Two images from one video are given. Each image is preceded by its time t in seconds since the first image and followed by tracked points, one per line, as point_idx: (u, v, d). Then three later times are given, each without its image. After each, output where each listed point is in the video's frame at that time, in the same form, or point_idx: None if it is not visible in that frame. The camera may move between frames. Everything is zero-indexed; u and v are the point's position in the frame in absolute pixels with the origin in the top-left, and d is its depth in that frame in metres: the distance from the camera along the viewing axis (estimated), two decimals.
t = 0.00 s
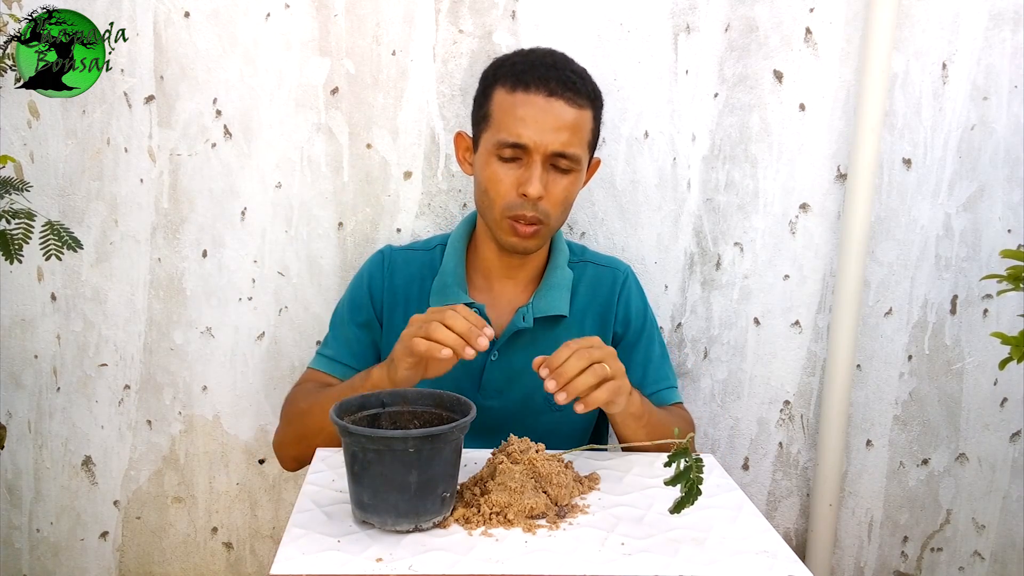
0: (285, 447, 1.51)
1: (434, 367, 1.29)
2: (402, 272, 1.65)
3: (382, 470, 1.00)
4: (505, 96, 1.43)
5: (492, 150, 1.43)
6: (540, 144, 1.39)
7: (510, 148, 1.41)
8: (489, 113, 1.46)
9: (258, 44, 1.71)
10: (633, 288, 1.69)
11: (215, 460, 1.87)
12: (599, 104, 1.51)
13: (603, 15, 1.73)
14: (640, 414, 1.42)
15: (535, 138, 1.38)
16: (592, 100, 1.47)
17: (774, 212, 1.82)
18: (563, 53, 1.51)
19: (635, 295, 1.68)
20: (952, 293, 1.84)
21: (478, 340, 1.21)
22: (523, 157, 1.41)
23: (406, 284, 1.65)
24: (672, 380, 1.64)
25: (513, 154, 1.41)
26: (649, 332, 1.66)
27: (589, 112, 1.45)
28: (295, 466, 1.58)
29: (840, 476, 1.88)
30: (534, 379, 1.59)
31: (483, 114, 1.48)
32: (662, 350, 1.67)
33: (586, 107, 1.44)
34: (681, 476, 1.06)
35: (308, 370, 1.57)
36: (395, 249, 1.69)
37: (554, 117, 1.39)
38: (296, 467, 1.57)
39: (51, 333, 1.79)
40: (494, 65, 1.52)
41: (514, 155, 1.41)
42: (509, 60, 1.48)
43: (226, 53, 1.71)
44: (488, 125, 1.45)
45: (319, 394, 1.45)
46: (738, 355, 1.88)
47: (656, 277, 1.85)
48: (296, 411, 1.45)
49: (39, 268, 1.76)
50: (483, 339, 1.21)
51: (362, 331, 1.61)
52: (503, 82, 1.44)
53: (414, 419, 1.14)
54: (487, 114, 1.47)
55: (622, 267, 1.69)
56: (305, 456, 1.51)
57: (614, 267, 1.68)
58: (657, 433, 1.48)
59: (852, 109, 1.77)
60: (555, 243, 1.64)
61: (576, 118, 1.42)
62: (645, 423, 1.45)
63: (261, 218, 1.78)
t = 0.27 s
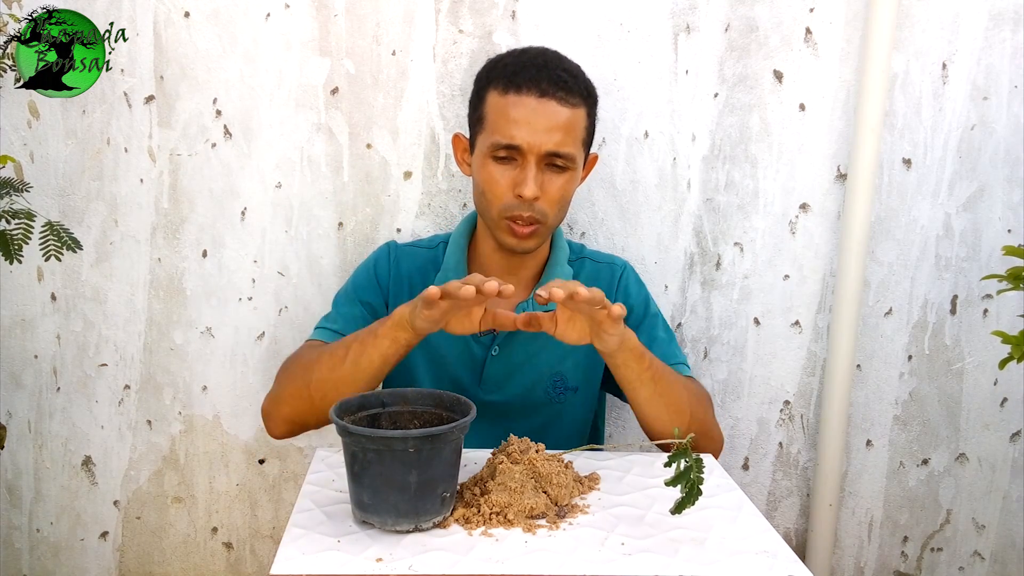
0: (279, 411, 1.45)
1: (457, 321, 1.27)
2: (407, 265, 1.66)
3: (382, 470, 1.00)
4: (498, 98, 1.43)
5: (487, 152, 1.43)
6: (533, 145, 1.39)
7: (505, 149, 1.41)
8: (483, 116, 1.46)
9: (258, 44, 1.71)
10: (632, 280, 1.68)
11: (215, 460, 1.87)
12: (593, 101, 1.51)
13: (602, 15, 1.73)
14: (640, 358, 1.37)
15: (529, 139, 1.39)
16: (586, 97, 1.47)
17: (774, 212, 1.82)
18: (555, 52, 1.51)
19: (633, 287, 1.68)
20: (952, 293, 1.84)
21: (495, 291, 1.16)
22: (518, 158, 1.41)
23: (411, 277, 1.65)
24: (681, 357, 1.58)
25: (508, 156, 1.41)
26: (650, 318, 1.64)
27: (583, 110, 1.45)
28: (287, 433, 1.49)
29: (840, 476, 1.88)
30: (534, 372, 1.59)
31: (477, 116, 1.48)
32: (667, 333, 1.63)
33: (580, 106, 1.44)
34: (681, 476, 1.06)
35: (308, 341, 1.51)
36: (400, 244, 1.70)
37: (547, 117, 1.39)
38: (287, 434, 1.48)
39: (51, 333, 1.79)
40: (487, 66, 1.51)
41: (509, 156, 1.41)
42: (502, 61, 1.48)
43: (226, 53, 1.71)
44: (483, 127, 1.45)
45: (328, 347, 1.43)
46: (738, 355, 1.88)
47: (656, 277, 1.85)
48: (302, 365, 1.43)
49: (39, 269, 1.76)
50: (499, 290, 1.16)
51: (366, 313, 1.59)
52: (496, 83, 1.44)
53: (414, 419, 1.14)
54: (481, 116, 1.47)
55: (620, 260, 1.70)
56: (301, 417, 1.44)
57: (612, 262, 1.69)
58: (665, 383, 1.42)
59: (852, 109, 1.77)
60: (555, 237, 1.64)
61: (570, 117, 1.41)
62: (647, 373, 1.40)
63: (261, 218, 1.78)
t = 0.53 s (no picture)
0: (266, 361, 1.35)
1: (449, 241, 1.27)
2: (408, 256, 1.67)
3: (382, 470, 1.00)
4: (497, 102, 1.42)
5: (486, 155, 1.43)
6: (532, 150, 1.38)
7: (504, 154, 1.40)
8: (482, 118, 1.45)
9: (258, 44, 1.71)
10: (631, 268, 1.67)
11: (215, 460, 1.87)
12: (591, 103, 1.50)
13: (602, 14, 1.73)
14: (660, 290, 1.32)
15: (527, 144, 1.38)
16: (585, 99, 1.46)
17: (774, 212, 1.82)
18: (555, 54, 1.49)
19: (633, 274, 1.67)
20: (952, 293, 1.84)
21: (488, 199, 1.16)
22: (516, 162, 1.40)
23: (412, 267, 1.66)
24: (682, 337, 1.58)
25: (506, 160, 1.41)
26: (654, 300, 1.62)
27: (581, 114, 1.44)
28: (272, 386, 1.37)
29: (840, 476, 1.88)
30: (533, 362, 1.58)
31: (476, 118, 1.48)
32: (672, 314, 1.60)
33: (579, 110, 1.43)
34: (680, 476, 1.06)
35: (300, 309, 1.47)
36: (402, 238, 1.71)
37: (545, 122, 1.38)
38: (272, 385, 1.36)
39: (51, 333, 1.79)
40: (487, 67, 1.50)
41: (508, 160, 1.41)
42: (501, 63, 1.47)
43: (226, 53, 1.71)
44: (482, 129, 1.45)
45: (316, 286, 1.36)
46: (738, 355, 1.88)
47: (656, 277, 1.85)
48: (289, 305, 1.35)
49: (39, 269, 1.76)
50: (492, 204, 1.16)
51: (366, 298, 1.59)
52: (495, 85, 1.43)
53: (414, 419, 1.14)
54: (480, 119, 1.46)
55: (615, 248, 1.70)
56: (286, 359, 1.33)
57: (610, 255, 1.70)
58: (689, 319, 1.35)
59: (852, 109, 1.77)
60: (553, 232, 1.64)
61: (568, 122, 1.41)
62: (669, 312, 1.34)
63: (261, 218, 1.78)
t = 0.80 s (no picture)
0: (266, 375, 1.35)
1: (456, 279, 1.21)
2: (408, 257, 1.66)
3: (382, 470, 1.00)
4: (500, 101, 1.42)
5: (488, 155, 1.43)
6: (534, 150, 1.38)
7: (506, 153, 1.40)
8: (485, 118, 1.45)
9: (258, 44, 1.71)
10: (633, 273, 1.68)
11: (215, 460, 1.87)
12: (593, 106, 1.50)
13: (602, 14, 1.73)
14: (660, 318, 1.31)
15: (530, 145, 1.38)
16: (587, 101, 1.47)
17: (774, 212, 1.82)
18: (558, 55, 1.50)
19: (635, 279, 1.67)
20: (952, 293, 1.84)
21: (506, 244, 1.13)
22: (518, 162, 1.40)
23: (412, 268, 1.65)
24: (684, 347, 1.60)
25: (508, 160, 1.41)
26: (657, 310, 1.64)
27: (584, 116, 1.44)
28: (270, 401, 1.39)
29: (840, 476, 1.88)
30: (533, 366, 1.59)
31: (479, 117, 1.48)
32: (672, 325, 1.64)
33: (582, 112, 1.44)
34: (680, 476, 1.06)
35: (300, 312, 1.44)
36: (401, 239, 1.70)
37: (548, 123, 1.38)
38: (270, 400, 1.38)
39: (51, 333, 1.79)
40: (490, 67, 1.51)
41: (510, 160, 1.41)
42: (505, 63, 1.47)
43: (226, 53, 1.71)
44: (484, 129, 1.45)
45: (320, 307, 1.35)
46: (738, 355, 1.88)
47: (656, 277, 1.85)
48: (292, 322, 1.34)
49: (39, 269, 1.76)
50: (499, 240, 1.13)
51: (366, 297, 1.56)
52: (499, 85, 1.44)
53: (414, 419, 1.13)
54: (483, 118, 1.46)
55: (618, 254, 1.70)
56: (287, 379, 1.34)
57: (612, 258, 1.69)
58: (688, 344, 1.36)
59: (852, 109, 1.77)
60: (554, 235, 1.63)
61: (571, 123, 1.41)
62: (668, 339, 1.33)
63: (261, 218, 1.78)
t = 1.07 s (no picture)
0: (277, 425, 1.47)
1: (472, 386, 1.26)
2: (405, 265, 1.66)
3: (382, 470, 1.00)
4: (503, 102, 1.42)
5: (492, 156, 1.43)
6: (538, 151, 1.39)
7: (509, 155, 1.40)
8: (488, 119, 1.46)
9: (258, 44, 1.71)
10: (636, 282, 1.69)
11: (215, 460, 1.87)
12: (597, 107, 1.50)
13: (602, 15, 1.73)
14: (650, 407, 1.42)
15: (533, 146, 1.38)
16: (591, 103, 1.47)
17: (774, 212, 1.82)
18: (561, 56, 1.50)
19: (638, 288, 1.69)
20: (952, 293, 1.84)
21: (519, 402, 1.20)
22: (521, 164, 1.40)
23: (410, 277, 1.65)
24: (687, 363, 1.62)
25: (511, 161, 1.41)
26: (659, 321, 1.67)
27: (587, 117, 1.44)
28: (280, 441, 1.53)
29: (840, 476, 1.88)
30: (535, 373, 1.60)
31: (482, 118, 1.48)
32: (673, 337, 1.67)
33: (585, 113, 1.43)
34: (680, 476, 1.06)
35: (305, 346, 1.54)
36: (400, 244, 1.70)
37: (551, 125, 1.39)
38: (280, 442, 1.52)
39: (51, 333, 1.79)
40: (494, 68, 1.51)
41: (513, 161, 1.41)
42: (508, 64, 1.47)
43: (226, 53, 1.71)
44: (488, 130, 1.45)
45: (327, 371, 1.43)
46: (738, 355, 1.88)
47: (656, 277, 1.85)
48: (302, 385, 1.43)
49: (39, 268, 1.76)
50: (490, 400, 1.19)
51: (365, 314, 1.61)
52: (502, 86, 1.44)
53: (414, 419, 1.13)
54: (486, 119, 1.46)
55: (622, 262, 1.70)
56: (296, 434, 1.48)
57: (615, 265, 1.69)
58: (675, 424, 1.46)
59: (852, 109, 1.77)
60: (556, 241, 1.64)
61: (575, 125, 1.41)
62: (659, 418, 1.44)
63: (261, 218, 1.78)
